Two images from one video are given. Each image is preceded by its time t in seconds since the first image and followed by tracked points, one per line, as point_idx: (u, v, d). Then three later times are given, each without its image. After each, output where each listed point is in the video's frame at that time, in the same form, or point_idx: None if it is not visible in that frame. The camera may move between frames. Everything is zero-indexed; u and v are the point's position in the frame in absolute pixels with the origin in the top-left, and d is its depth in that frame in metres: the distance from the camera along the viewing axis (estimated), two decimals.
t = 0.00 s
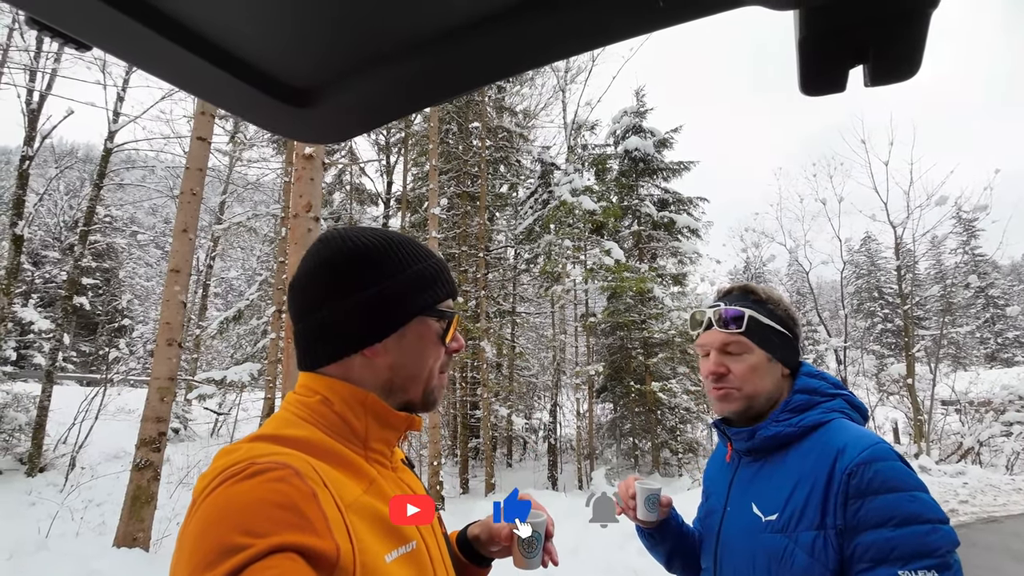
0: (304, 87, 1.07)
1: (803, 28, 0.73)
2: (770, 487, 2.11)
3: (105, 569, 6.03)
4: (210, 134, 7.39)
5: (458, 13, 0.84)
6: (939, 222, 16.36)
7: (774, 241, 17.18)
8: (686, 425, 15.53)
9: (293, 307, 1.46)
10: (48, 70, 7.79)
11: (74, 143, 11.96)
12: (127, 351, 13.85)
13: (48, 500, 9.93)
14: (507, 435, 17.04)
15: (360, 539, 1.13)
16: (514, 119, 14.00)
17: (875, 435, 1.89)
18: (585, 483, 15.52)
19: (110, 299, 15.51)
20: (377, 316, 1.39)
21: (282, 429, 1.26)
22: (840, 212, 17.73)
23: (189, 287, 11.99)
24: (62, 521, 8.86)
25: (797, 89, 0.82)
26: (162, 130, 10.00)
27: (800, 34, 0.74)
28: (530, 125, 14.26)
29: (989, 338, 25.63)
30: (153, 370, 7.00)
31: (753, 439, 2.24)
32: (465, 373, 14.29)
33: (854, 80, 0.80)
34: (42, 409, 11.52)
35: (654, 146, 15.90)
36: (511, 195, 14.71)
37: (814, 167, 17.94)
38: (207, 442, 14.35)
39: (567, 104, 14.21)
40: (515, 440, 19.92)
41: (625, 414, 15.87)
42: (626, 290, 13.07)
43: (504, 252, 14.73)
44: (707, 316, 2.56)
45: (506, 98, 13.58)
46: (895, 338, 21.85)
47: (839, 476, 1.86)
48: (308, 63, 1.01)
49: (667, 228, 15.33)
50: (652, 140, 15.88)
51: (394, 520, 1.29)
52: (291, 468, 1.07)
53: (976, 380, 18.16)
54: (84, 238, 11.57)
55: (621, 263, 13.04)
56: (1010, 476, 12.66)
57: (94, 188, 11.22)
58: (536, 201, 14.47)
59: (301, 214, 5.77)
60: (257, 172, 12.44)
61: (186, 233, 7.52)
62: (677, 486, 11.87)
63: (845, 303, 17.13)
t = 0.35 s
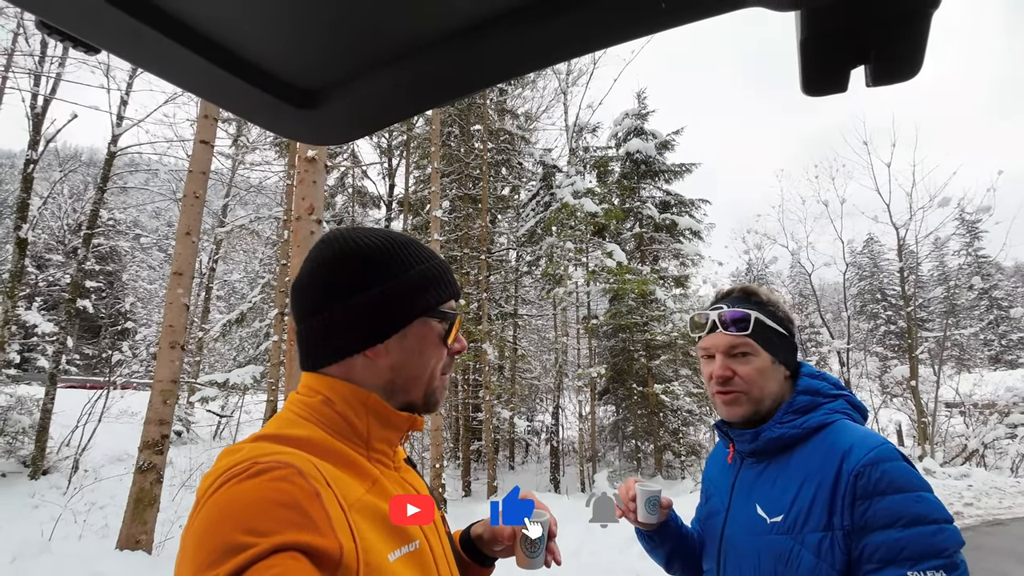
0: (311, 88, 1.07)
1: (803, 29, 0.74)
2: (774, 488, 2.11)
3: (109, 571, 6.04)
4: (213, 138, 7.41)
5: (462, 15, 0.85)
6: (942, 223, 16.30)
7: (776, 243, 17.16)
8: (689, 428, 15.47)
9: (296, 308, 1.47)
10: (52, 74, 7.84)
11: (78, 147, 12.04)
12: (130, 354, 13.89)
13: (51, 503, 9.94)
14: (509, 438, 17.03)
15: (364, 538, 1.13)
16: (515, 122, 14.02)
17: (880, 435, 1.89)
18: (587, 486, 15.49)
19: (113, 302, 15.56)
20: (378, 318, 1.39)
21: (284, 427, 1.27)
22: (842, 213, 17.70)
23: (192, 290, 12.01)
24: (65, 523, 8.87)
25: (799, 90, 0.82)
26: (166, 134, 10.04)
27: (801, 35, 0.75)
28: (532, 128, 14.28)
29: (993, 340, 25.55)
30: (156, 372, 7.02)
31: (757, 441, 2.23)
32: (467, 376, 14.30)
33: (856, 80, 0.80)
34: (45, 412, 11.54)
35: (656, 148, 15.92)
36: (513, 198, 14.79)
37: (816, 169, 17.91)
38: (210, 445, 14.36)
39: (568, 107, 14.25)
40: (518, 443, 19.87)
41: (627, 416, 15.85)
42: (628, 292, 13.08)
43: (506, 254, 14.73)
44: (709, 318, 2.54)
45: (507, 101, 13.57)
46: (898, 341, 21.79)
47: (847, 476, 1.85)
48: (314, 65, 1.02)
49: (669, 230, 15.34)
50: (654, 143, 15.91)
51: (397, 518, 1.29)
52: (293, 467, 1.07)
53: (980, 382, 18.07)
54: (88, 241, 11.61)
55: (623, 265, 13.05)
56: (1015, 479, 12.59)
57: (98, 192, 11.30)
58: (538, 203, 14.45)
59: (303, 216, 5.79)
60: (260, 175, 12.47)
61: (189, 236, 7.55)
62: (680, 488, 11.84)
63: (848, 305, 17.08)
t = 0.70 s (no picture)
0: (313, 89, 1.07)
1: (804, 29, 0.73)
2: (777, 492, 2.10)
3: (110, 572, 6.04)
4: (214, 139, 7.42)
5: (462, 14, 0.85)
6: (944, 224, 16.27)
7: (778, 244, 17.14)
8: (690, 429, 15.42)
9: (298, 309, 1.48)
10: (55, 76, 7.85)
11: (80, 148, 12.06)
12: (131, 355, 13.92)
13: (52, 504, 9.95)
14: (510, 439, 16.99)
15: (365, 542, 1.13)
16: (516, 123, 14.00)
17: (884, 440, 1.88)
18: (589, 488, 15.47)
19: (114, 303, 15.59)
20: (377, 320, 1.39)
21: (286, 429, 1.27)
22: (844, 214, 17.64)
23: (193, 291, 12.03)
24: (67, 524, 8.88)
25: (802, 89, 0.82)
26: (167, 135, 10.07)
27: (803, 33, 0.74)
28: (533, 129, 14.26)
29: (995, 341, 25.47)
30: (157, 374, 7.02)
31: (759, 444, 2.22)
32: (468, 377, 14.29)
33: (860, 79, 0.79)
34: (46, 412, 11.56)
35: (657, 150, 15.92)
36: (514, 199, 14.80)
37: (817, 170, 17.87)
38: (211, 446, 14.36)
39: (569, 108, 14.25)
40: (518, 445, 19.84)
41: (628, 418, 15.84)
42: (629, 293, 13.09)
43: (507, 255, 14.72)
44: (710, 318, 2.54)
45: (509, 102, 13.65)
46: (901, 342, 21.74)
47: (850, 479, 1.85)
48: (316, 66, 1.01)
49: (670, 232, 15.33)
50: (655, 144, 15.91)
51: (397, 519, 1.29)
52: (295, 469, 1.07)
53: (982, 384, 18.04)
54: (90, 243, 11.64)
55: (624, 266, 13.05)
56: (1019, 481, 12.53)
57: (100, 193, 11.32)
58: (539, 205, 14.43)
59: (304, 217, 5.79)
60: (261, 176, 12.47)
61: (190, 238, 7.56)
62: (682, 490, 11.79)
63: (849, 306, 17.04)
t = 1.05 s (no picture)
0: (312, 95, 1.07)
1: (807, 37, 0.73)
2: (781, 498, 2.08)
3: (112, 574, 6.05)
4: (217, 142, 7.45)
5: (462, 20, 0.84)
6: (947, 226, 16.21)
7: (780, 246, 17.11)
8: (693, 431, 15.35)
9: (302, 313, 1.49)
10: (59, 80, 7.90)
11: (83, 151, 12.11)
12: (134, 357, 13.95)
13: (55, 506, 9.97)
14: (512, 441, 16.98)
15: (367, 549, 1.13)
16: (518, 125, 14.01)
17: (888, 446, 1.87)
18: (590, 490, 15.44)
19: (117, 306, 15.63)
20: (380, 325, 1.38)
21: (289, 436, 1.26)
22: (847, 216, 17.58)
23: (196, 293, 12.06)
24: (69, 526, 8.89)
25: (805, 96, 0.81)
26: (171, 138, 10.11)
27: (806, 41, 0.74)
28: (535, 131, 14.26)
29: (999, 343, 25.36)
30: (160, 376, 7.03)
31: (762, 450, 2.21)
32: (470, 380, 14.29)
33: (863, 86, 0.79)
34: (50, 414, 11.59)
35: (659, 151, 15.91)
36: (516, 201, 14.81)
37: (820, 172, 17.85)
38: (213, 448, 14.38)
39: (571, 111, 14.25)
40: (520, 447, 19.82)
41: (630, 420, 15.81)
42: (631, 296, 13.08)
43: (509, 257, 14.70)
44: (711, 322, 2.52)
45: (511, 104, 13.67)
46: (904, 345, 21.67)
47: (855, 486, 1.84)
48: (314, 71, 1.01)
49: (672, 234, 15.31)
50: (657, 146, 15.90)
51: (396, 523, 1.28)
52: (298, 476, 1.07)
53: (986, 386, 17.97)
54: (93, 245, 11.68)
55: (626, 269, 13.04)
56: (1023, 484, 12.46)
57: (104, 196, 11.37)
58: (541, 207, 14.44)
59: (307, 220, 5.80)
60: (264, 178, 12.50)
61: (193, 240, 7.57)
62: (685, 493, 11.75)
63: (852, 308, 16.99)
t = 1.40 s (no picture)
0: (315, 97, 1.08)
1: (804, 37, 0.73)
2: (786, 500, 2.08)
3: None
4: (222, 148, 7.50)
5: (462, 22, 0.85)
6: (952, 229, 16.14)
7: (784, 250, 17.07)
8: (697, 436, 15.26)
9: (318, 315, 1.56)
10: (66, 87, 7.98)
11: (90, 157, 12.23)
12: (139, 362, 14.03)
13: (59, 511, 9.99)
14: (516, 446, 16.93)
15: (371, 548, 1.13)
16: (521, 130, 14.11)
17: (894, 447, 1.86)
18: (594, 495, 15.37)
19: (122, 311, 15.74)
20: (363, 323, 1.41)
21: (294, 434, 1.27)
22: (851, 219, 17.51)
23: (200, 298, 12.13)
24: (73, 531, 8.90)
25: (803, 94, 0.81)
26: (176, 144, 10.20)
27: (804, 41, 0.74)
28: (538, 136, 14.30)
29: (1006, 347, 25.19)
30: (165, 380, 7.05)
31: (766, 451, 2.21)
32: (473, 384, 14.28)
33: (862, 84, 0.79)
34: (55, 419, 11.64)
35: (662, 155, 15.94)
36: (520, 206, 14.90)
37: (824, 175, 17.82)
38: (217, 453, 14.39)
39: (573, 116, 14.27)
40: (524, 451, 19.75)
41: (634, 424, 15.77)
42: (634, 300, 13.06)
43: (512, 262, 14.71)
44: (712, 323, 2.52)
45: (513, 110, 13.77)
46: (909, 349, 21.55)
47: (861, 488, 1.83)
48: (319, 74, 1.02)
49: (675, 238, 15.32)
50: (660, 150, 15.92)
51: (397, 519, 1.28)
52: (302, 474, 1.07)
53: (993, 390, 17.83)
54: (98, 250, 11.76)
55: (629, 273, 13.04)
56: None
57: (110, 202, 11.46)
58: (544, 211, 14.48)
59: (310, 225, 5.83)
60: (268, 184, 12.58)
61: (197, 245, 7.62)
62: (689, 498, 11.68)
63: (857, 311, 16.92)
